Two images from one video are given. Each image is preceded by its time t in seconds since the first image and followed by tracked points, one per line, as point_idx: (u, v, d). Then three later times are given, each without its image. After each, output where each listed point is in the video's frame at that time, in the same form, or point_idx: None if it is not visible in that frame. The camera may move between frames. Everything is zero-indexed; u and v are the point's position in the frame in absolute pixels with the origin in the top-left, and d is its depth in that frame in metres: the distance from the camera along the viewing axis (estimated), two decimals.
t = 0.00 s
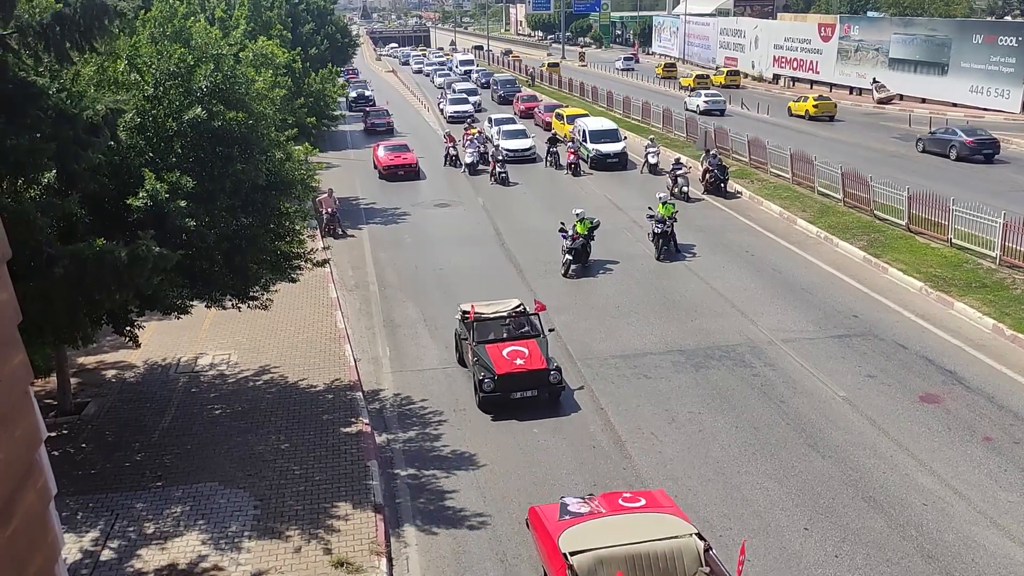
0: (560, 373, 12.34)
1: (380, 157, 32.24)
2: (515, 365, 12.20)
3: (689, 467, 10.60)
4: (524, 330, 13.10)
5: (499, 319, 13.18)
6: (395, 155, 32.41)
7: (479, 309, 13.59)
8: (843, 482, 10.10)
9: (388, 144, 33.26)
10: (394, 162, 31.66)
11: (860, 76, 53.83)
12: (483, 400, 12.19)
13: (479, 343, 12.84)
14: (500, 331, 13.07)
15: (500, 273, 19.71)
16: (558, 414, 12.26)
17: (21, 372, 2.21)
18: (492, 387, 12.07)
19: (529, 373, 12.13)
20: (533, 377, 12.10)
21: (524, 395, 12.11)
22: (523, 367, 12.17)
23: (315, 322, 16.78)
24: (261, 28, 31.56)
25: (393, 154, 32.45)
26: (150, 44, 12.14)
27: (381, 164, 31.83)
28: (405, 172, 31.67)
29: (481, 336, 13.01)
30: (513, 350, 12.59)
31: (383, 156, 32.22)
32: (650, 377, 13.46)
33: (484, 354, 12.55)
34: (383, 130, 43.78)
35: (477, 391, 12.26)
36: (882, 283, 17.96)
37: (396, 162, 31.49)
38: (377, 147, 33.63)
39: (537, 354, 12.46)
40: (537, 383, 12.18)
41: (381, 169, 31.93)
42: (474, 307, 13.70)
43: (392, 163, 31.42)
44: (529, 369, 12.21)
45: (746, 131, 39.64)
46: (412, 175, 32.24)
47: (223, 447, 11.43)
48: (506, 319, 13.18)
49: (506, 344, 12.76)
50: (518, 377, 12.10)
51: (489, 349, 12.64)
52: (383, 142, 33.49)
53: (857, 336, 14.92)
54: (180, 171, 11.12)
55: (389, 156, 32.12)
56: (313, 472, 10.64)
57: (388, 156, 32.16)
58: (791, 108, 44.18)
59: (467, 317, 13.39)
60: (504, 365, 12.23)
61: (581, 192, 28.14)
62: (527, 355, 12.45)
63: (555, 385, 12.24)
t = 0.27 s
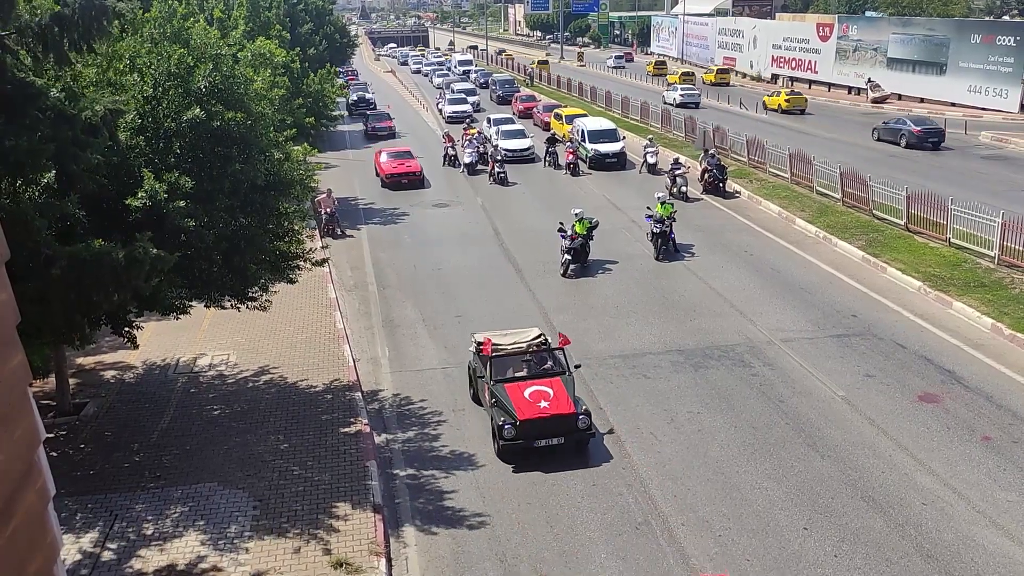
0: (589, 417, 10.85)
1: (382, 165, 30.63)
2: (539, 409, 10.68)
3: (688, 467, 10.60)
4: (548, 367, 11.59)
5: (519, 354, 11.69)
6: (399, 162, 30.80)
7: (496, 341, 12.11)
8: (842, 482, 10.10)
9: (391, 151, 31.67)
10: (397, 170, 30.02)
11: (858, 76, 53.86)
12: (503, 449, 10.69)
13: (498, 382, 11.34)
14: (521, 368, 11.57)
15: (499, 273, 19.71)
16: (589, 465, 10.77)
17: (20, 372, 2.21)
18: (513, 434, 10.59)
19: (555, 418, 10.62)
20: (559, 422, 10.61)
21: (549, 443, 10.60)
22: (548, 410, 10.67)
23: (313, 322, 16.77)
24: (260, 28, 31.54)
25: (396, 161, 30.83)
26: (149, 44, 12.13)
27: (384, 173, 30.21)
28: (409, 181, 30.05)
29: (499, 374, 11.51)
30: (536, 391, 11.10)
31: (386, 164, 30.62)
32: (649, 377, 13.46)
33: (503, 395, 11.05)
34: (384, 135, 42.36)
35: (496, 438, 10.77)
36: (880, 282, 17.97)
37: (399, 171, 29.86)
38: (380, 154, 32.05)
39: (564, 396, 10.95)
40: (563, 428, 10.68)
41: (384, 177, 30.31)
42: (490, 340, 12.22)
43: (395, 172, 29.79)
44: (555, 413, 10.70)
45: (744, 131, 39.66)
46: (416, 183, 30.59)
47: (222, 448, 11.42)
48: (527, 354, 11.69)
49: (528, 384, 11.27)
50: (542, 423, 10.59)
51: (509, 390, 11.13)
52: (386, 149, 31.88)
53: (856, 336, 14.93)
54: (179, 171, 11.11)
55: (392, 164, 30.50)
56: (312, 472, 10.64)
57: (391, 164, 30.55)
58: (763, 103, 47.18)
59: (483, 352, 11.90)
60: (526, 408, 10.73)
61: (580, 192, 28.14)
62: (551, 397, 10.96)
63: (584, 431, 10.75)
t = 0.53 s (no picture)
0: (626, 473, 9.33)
1: (385, 173, 28.91)
2: (569, 463, 9.21)
3: (686, 466, 10.61)
4: (577, 414, 10.09)
5: (542, 398, 10.22)
6: (402, 170, 29.10)
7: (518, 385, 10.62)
8: (840, 481, 10.10)
9: (392, 158, 30.00)
10: (400, 178, 28.32)
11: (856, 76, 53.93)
12: (527, 511, 9.19)
13: (521, 432, 9.83)
14: (546, 415, 10.07)
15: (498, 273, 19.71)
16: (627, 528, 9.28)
17: (19, 373, 2.23)
18: (539, 494, 9.09)
19: (587, 474, 9.12)
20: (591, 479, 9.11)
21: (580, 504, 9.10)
22: (579, 467, 9.16)
23: (312, 322, 16.76)
24: (258, 28, 31.54)
25: (399, 169, 29.12)
26: (147, 44, 12.14)
27: (386, 181, 28.50)
28: (413, 190, 28.35)
29: (522, 423, 10.01)
30: (564, 442, 9.59)
31: (389, 172, 28.90)
32: (648, 377, 13.47)
33: (527, 448, 9.56)
34: (385, 140, 40.79)
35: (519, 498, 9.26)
36: (878, 282, 17.99)
37: (403, 179, 28.16)
38: (381, 161, 30.37)
39: (596, 448, 9.45)
40: (596, 486, 9.18)
41: (386, 186, 28.58)
42: (511, 383, 10.77)
43: (399, 180, 28.09)
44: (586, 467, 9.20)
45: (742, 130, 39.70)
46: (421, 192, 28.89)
47: (220, 448, 11.42)
48: (553, 400, 10.19)
49: (554, 433, 9.78)
50: (573, 481, 9.09)
51: (533, 441, 9.63)
52: (387, 156, 30.18)
53: (854, 335, 14.94)
54: (177, 172, 11.10)
55: (395, 172, 28.79)
56: (311, 472, 10.64)
57: (394, 172, 28.84)
58: (741, 97, 49.93)
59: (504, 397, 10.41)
60: (554, 463, 9.24)
61: (578, 192, 28.14)
62: (583, 451, 9.42)
63: (621, 489, 9.24)
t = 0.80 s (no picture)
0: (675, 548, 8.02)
1: (388, 181, 27.19)
2: (610, 536, 7.90)
3: (685, 465, 10.62)
4: (614, 471, 8.84)
5: (575, 455, 8.97)
6: (405, 177, 27.38)
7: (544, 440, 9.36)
8: (839, 479, 10.11)
9: (396, 165, 28.26)
10: (404, 186, 26.59)
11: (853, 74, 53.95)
12: None
13: (551, 494, 8.55)
14: (579, 476, 8.83)
15: (496, 272, 19.71)
16: None
17: (17, 372, 2.23)
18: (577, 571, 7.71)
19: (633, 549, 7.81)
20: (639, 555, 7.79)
21: None
22: (622, 538, 7.89)
23: (310, 322, 16.75)
24: (256, 27, 31.51)
25: (403, 176, 27.39)
26: (145, 42, 12.11)
27: (389, 190, 26.76)
28: (417, 199, 26.62)
29: (551, 484, 8.74)
30: (602, 507, 8.31)
31: (392, 180, 27.18)
32: (646, 375, 13.48)
33: (559, 514, 8.26)
34: (386, 144, 39.01)
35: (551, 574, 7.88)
36: (876, 280, 18.00)
37: (407, 188, 26.43)
38: (384, 167, 28.65)
39: (640, 519, 8.14)
40: (642, 563, 7.87)
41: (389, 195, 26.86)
42: (539, 435, 9.56)
43: (402, 189, 26.37)
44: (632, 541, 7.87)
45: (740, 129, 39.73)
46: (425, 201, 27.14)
47: (219, 447, 11.42)
48: (588, 457, 8.92)
49: (591, 497, 8.49)
50: (615, 555, 7.79)
51: (567, 507, 8.31)
52: (390, 162, 28.46)
53: (852, 333, 14.95)
54: (175, 171, 11.08)
55: (398, 179, 27.06)
56: (310, 472, 10.64)
57: (397, 180, 27.11)
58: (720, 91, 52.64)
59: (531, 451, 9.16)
60: (592, 533, 7.95)
61: (576, 191, 28.14)
62: (625, 518, 8.16)
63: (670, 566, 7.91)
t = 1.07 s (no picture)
0: None
1: (391, 190, 25.53)
2: None
3: (684, 463, 10.63)
4: (664, 550, 7.48)
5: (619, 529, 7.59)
6: (410, 187, 25.74)
7: (580, 507, 7.92)
8: (837, 478, 10.12)
9: (399, 172, 26.55)
10: (409, 197, 24.96)
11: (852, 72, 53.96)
12: None
13: None
14: (622, 550, 7.46)
15: (494, 271, 19.71)
16: None
17: (16, 372, 2.24)
18: None
19: None
20: None
21: None
22: None
23: (309, 321, 16.75)
24: (254, 27, 31.49)
25: (407, 185, 25.73)
26: (143, 42, 12.10)
27: (393, 201, 25.13)
28: (423, 210, 25.02)
29: (591, 561, 7.39)
30: None
31: (395, 189, 25.52)
32: (645, 374, 13.49)
33: None
34: (388, 149, 37.25)
35: None
36: (874, 278, 18.01)
37: (412, 199, 24.81)
38: (387, 175, 26.98)
39: None
40: None
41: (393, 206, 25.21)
42: (574, 500, 8.18)
43: (407, 200, 24.76)
44: None
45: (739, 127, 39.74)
46: (431, 211, 25.52)
47: (218, 447, 11.42)
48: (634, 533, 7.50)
49: None
50: None
51: None
52: (392, 170, 26.80)
53: (851, 332, 14.95)
54: (173, 171, 11.08)
55: (402, 189, 25.41)
56: (309, 471, 10.65)
57: (401, 189, 25.45)
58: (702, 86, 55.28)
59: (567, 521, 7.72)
60: None
61: (575, 190, 28.15)
62: None
63: None
